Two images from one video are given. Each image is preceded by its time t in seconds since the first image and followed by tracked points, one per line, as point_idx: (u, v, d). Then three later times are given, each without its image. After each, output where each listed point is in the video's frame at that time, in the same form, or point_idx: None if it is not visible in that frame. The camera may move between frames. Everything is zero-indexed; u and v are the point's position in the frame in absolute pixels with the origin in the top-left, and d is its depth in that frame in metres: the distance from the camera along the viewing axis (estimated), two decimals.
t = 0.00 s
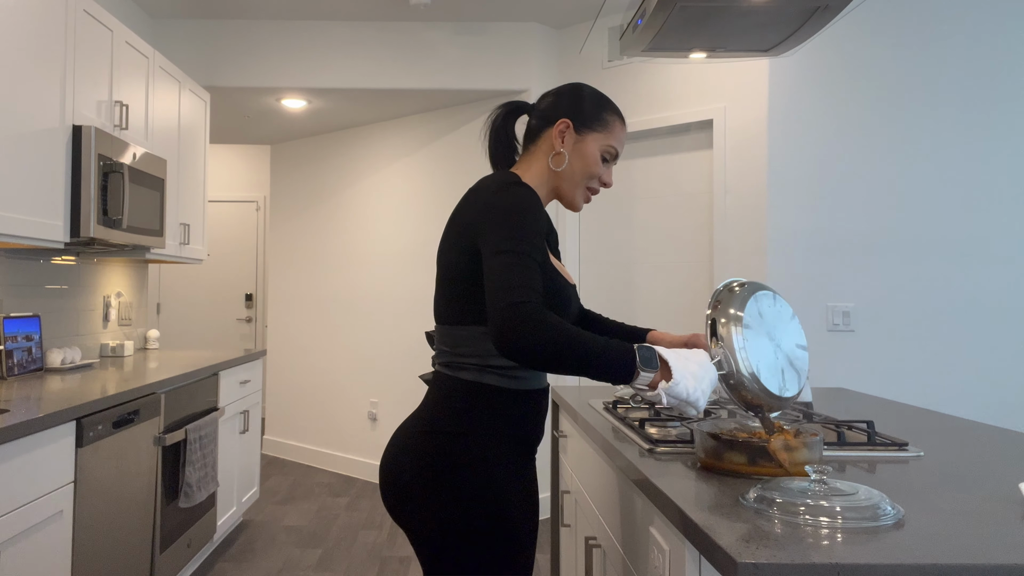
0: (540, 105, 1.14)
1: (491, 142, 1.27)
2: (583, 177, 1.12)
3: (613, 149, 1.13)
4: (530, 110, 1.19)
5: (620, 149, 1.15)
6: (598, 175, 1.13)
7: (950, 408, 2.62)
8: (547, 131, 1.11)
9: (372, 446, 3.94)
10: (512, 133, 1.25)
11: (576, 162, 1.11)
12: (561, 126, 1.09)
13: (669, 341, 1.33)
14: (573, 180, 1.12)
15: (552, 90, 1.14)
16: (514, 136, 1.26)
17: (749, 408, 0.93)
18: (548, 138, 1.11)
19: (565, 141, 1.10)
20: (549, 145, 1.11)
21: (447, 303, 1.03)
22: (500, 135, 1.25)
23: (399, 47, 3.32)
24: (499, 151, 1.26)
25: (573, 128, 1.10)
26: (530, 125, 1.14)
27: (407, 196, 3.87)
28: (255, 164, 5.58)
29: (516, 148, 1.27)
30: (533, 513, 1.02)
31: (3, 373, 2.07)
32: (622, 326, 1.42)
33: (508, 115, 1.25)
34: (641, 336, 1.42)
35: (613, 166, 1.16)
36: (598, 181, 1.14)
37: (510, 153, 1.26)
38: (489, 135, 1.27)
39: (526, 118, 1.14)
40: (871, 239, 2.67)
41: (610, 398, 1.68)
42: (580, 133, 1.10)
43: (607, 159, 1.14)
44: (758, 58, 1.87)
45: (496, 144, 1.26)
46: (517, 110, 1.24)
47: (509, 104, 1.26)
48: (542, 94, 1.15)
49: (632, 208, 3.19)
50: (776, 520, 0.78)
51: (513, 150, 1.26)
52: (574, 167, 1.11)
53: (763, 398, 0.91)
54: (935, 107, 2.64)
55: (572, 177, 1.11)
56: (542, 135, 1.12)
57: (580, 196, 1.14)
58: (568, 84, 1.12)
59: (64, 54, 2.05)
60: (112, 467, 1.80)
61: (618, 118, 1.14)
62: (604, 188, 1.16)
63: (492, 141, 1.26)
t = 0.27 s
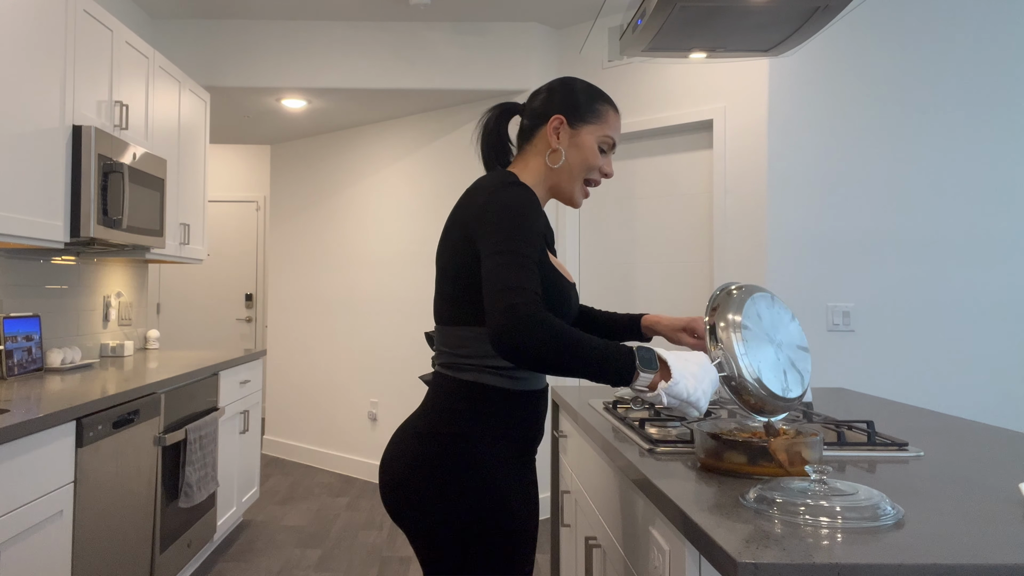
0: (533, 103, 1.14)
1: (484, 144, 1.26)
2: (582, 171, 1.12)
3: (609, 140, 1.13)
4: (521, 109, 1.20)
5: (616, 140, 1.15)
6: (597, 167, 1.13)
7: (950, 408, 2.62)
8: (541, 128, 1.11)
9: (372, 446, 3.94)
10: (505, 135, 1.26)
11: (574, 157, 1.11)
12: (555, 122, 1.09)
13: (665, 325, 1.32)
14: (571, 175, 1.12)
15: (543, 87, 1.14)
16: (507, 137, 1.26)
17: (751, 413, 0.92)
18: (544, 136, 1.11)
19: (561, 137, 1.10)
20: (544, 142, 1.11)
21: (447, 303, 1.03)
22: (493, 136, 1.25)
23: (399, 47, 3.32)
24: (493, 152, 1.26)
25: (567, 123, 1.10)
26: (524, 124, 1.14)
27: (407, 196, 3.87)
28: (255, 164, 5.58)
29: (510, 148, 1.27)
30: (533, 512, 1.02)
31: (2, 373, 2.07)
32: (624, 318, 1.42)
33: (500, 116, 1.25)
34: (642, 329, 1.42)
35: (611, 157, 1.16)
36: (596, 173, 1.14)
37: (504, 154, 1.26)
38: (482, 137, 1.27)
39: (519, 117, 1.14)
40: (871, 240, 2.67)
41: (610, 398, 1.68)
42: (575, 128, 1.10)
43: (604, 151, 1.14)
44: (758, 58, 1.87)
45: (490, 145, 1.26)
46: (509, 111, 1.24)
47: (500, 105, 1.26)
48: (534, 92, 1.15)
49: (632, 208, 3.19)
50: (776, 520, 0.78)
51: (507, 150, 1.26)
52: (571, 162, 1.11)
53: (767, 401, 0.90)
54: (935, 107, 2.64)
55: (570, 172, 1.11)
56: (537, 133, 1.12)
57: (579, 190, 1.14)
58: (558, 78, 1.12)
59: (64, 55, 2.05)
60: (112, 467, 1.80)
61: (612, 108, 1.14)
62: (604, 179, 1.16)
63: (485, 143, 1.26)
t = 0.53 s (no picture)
0: (529, 101, 1.14)
1: (480, 142, 1.26)
2: (581, 170, 1.12)
3: (607, 138, 1.13)
4: (517, 107, 1.19)
5: (614, 136, 1.15)
6: (596, 165, 1.12)
7: (950, 408, 2.62)
8: (539, 128, 1.11)
9: (372, 446, 3.94)
10: (501, 133, 1.25)
11: (573, 156, 1.11)
12: (553, 121, 1.09)
13: (666, 327, 1.31)
14: (571, 174, 1.12)
15: (539, 85, 1.14)
16: (504, 135, 1.26)
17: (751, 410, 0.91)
18: (542, 135, 1.11)
19: (558, 136, 1.10)
20: (542, 142, 1.11)
21: (447, 304, 1.03)
22: (488, 136, 1.25)
23: (399, 47, 3.32)
24: (490, 151, 1.25)
25: (565, 123, 1.09)
26: (520, 123, 1.14)
27: (407, 196, 3.87)
28: (255, 164, 5.58)
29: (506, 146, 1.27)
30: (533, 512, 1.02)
31: (2, 374, 2.07)
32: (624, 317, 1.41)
33: (496, 114, 1.25)
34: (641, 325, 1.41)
35: (609, 154, 1.16)
36: (596, 171, 1.14)
37: (500, 152, 1.26)
38: (477, 136, 1.27)
39: (515, 116, 1.14)
40: (872, 240, 2.67)
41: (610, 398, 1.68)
42: (573, 127, 1.10)
43: (602, 148, 1.14)
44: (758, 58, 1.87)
45: (485, 144, 1.26)
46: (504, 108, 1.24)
47: (497, 103, 1.26)
48: (530, 90, 1.15)
49: (632, 208, 3.19)
50: (776, 520, 0.78)
51: (503, 148, 1.26)
52: (571, 161, 1.11)
53: (767, 396, 0.89)
54: (935, 107, 2.64)
55: (569, 171, 1.12)
56: (534, 132, 1.12)
57: (579, 189, 1.14)
58: (554, 77, 1.12)
59: (64, 55, 2.05)
60: (112, 467, 1.80)
61: (608, 105, 1.13)
62: (603, 176, 1.16)
63: (481, 142, 1.26)
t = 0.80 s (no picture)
0: (525, 98, 1.14)
1: (477, 140, 1.27)
2: (578, 166, 1.12)
3: (603, 133, 1.12)
4: (513, 105, 1.20)
5: (610, 132, 1.15)
6: (592, 161, 1.12)
7: (950, 408, 2.62)
8: (534, 124, 1.11)
9: (372, 446, 3.95)
10: (498, 131, 1.26)
11: (568, 152, 1.11)
12: (548, 117, 1.09)
13: (670, 321, 1.33)
14: (567, 171, 1.12)
15: (534, 82, 1.14)
16: (500, 133, 1.26)
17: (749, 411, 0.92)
18: (537, 132, 1.11)
19: (554, 132, 1.10)
20: (538, 138, 1.11)
21: (447, 305, 1.03)
22: (485, 134, 1.25)
23: (399, 47, 3.32)
24: (487, 149, 1.26)
25: (560, 118, 1.10)
26: (516, 120, 1.14)
27: (407, 196, 3.87)
28: (255, 164, 5.58)
29: (503, 145, 1.27)
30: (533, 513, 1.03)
31: (2, 373, 2.07)
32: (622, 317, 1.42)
33: (492, 113, 1.25)
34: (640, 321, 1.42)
35: (606, 150, 1.15)
36: (592, 168, 1.14)
37: (497, 150, 1.26)
38: (475, 134, 1.27)
39: (510, 113, 1.14)
40: (871, 240, 2.67)
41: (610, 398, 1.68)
42: (568, 123, 1.10)
43: (599, 144, 1.13)
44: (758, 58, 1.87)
45: (482, 143, 1.26)
46: (500, 107, 1.24)
47: (493, 101, 1.26)
48: (525, 87, 1.15)
49: (632, 208, 3.19)
50: (776, 520, 0.78)
51: (500, 147, 1.26)
52: (567, 157, 1.11)
53: (763, 397, 0.90)
54: (935, 107, 2.64)
55: (565, 168, 1.12)
56: (530, 129, 1.12)
57: (575, 186, 1.14)
58: (549, 73, 1.12)
59: (64, 55, 2.05)
60: (112, 467, 1.80)
61: (604, 101, 1.13)
62: (600, 173, 1.16)
63: (478, 141, 1.26)
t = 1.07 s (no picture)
0: (524, 96, 1.14)
1: (475, 137, 1.26)
2: (577, 167, 1.12)
3: (603, 133, 1.12)
4: (512, 102, 1.19)
5: (610, 133, 1.15)
6: (592, 162, 1.12)
7: (949, 408, 2.62)
8: (534, 124, 1.11)
9: (372, 446, 3.95)
10: (496, 128, 1.25)
11: (568, 152, 1.10)
12: (549, 117, 1.09)
13: (653, 323, 1.31)
14: (566, 171, 1.12)
15: (532, 81, 1.14)
16: (499, 130, 1.26)
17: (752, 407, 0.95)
18: (537, 131, 1.11)
19: (554, 132, 1.10)
20: (538, 138, 1.11)
21: (449, 307, 1.02)
22: (484, 132, 1.25)
23: (399, 47, 3.32)
24: (485, 147, 1.26)
25: (561, 118, 1.09)
26: (516, 119, 1.14)
27: (407, 196, 3.87)
28: (255, 164, 5.58)
29: (501, 143, 1.27)
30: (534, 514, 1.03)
31: (2, 373, 2.07)
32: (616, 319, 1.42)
33: (491, 109, 1.25)
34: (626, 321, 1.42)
35: (605, 151, 1.15)
36: (590, 169, 1.14)
37: (496, 148, 1.26)
38: (473, 132, 1.27)
39: (510, 112, 1.14)
40: (871, 240, 2.67)
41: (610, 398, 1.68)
42: (569, 123, 1.10)
43: (598, 145, 1.13)
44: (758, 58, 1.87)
45: (481, 141, 1.26)
46: (498, 103, 1.24)
47: (491, 97, 1.25)
48: (524, 85, 1.15)
49: (632, 208, 3.19)
50: (776, 520, 0.78)
51: (499, 145, 1.26)
52: (567, 157, 1.11)
53: (769, 395, 0.91)
54: (935, 107, 2.64)
55: (565, 169, 1.11)
56: (530, 128, 1.12)
57: (573, 187, 1.14)
58: (549, 72, 1.12)
59: (64, 55, 2.05)
60: (112, 467, 1.80)
61: (604, 101, 1.13)
62: (598, 174, 1.16)
63: (476, 138, 1.26)
